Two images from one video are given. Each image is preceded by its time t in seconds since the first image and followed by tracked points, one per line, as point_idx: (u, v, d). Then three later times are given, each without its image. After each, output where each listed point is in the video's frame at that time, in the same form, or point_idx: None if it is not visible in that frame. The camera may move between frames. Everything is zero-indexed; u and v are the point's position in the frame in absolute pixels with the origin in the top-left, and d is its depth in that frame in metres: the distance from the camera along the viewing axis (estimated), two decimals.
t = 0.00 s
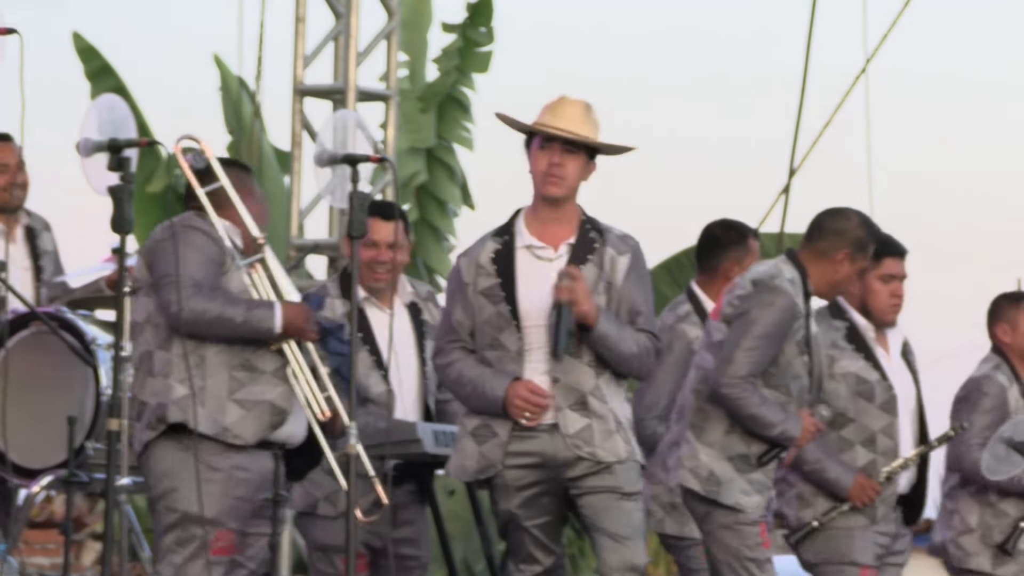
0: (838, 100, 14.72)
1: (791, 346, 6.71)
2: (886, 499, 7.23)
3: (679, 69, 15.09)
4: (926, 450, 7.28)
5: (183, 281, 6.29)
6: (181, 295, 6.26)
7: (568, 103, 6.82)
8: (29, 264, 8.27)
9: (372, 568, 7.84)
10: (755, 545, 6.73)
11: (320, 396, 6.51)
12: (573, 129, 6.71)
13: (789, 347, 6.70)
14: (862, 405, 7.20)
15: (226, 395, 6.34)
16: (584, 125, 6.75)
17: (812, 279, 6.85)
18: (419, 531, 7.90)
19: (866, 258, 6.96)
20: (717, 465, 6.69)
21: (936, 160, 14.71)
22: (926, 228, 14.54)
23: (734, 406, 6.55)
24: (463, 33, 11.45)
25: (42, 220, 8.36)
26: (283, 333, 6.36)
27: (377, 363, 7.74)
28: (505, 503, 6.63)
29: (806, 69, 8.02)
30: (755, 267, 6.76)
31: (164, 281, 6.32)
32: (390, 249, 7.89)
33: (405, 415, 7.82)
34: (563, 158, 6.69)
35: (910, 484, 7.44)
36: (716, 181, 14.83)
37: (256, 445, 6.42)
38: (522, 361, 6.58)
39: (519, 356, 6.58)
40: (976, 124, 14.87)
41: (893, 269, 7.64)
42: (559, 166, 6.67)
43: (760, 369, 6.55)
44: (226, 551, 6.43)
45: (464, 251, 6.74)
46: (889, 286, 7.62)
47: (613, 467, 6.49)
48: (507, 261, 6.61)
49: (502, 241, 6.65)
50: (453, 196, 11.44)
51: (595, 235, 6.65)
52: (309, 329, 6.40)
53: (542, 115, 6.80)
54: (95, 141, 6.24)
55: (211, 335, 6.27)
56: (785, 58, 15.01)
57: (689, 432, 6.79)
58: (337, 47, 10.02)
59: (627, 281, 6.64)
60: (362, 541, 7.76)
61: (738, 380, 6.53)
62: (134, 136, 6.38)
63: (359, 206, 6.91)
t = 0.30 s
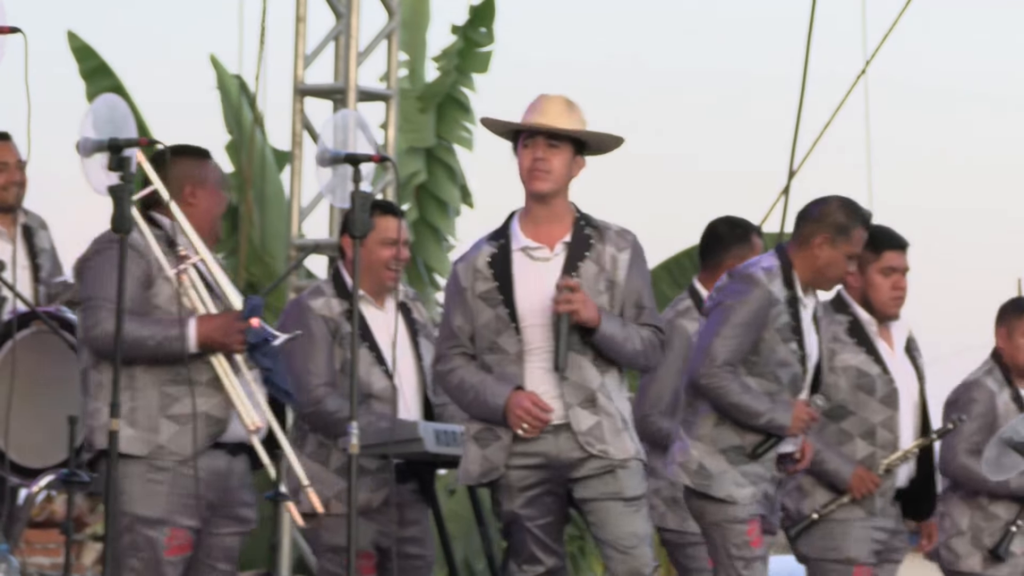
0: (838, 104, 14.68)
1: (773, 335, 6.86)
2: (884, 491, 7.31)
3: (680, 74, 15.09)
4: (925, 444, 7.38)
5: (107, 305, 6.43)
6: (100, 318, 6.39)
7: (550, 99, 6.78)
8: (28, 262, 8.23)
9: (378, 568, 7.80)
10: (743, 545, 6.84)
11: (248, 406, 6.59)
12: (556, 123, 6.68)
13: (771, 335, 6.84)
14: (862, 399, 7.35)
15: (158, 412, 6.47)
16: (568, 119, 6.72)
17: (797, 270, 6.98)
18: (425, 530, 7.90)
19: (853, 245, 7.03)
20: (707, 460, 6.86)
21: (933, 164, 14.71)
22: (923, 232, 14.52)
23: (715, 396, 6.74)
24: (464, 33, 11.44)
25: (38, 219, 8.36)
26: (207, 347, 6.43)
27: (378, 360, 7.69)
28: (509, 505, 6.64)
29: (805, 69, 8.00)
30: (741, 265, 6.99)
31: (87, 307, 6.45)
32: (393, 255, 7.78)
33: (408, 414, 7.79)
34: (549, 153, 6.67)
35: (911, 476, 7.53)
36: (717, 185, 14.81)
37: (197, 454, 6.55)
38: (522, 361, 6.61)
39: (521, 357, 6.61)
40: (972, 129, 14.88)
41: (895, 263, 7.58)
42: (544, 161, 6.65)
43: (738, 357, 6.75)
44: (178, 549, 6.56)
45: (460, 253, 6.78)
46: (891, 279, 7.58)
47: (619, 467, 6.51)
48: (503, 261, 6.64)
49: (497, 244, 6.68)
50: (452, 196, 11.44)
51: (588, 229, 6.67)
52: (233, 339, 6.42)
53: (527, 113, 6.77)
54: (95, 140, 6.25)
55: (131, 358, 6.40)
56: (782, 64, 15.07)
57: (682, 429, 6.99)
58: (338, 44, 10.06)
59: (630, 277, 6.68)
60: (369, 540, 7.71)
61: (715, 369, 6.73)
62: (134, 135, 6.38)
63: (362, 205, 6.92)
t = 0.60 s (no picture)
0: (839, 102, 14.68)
1: (747, 343, 6.91)
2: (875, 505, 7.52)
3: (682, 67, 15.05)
4: (921, 461, 7.56)
5: (37, 315, 6.35)
6: (27, 327, 6.30)
7: (557, 108, 6.71)
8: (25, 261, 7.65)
9: (381, 567, 7.79)
10: (746, 550, 6.93)
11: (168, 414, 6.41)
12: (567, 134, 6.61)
13: (744, 343, 6.90)
14: (852, 410, 7.47)
15: (87, 416, 6.46)
16: (578, 127, 6.66)
17: (780, 281, 7.01)
18: (429, 529, 7.90)
19: (832, 250, 6.92)
20: (687, 470, 6.99)
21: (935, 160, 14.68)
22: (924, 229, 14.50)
23: (687, 405, 6.81)
24: (463, 32, 11.44)
25: (35, 214, 7.79)
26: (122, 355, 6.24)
27: (382, 354, 7.69)
28: (516, 504, 6.54)
29: (804, 68, 7.98)
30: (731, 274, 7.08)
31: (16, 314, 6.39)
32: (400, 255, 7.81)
33: (412, 413, 7.78)
34: (560, 162, 6.59)
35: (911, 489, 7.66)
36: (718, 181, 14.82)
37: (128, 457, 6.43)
38: (529, 358, 6.52)
39: (524, 352, 6.53)
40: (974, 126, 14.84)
41: (892, 282, 7.71)
42: (556, 170, 6.57)
43: (710, 367, 6.81)
44: (130, 543, 6.42)
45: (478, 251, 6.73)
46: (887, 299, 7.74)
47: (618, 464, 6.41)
48: (516, 259, 6.58)
49: (510, 243, 6.63)
50: (452, 195, 11.45)
51: (597, 226, 6.53)
52: (149, 349, 6.22)
53: (536, 122, 6.70)
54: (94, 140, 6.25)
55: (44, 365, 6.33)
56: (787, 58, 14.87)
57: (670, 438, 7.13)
58: (337, 42, 10.07)
59: (628, 261, 6.49)
60: (375, 539, 7.72)
61: (687, 377, 6.79)
62: (134, 135, 6.37)
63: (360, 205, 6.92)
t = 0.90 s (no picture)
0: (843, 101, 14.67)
1: (753, 344, 6.95)
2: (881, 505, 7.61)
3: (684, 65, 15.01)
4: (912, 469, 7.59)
5: (13, 317, 6.44)
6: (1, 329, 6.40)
7: (580, 112, 6.67)
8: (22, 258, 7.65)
9: (376, 566, 7.79)
10: (759, 549, 6.93)
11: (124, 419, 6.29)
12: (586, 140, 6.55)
13: (750, 344, 6.95)
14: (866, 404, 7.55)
15: (58, 417, 6.45)
16: (598, 132, 6.59)
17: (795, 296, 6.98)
18: (424, 527, 7.90)
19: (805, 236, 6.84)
20: (709, 470, 7.05)
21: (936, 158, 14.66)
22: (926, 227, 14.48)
23: (700, 406, 6.93)
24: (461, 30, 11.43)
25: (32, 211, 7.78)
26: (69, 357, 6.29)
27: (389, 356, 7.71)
28: (523, 501, 6.52)
29: (806, 67, 7.98)
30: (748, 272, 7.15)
31: None
32: (419, 257, 7.81)
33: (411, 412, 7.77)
34: (576, 167, 6.55)
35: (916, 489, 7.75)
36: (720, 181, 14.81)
37: (89, 461, 6.46)
38: (540, 355, 6.49)
39: (534, 347, 6.50)
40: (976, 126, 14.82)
41: (908, 288, 7.62)
42: (572, 175, 6.54)
43: (721, 368, 6.93)
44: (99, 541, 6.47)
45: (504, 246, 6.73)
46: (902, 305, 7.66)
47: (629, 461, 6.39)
48: (534, 252, 6.56)
49: (533, 240, 6.60)
50: (451, 195, 11.45)
51: (617, 224, 6.52)
52: (93, 351, 6.25)
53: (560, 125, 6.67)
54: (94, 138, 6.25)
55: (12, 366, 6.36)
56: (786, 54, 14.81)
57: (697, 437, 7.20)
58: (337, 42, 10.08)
59: (639, 255, 6.46)
60: (370, 537, 7.71)
61: (699, 377, 6.93)
62: (133, 133, 6.38)
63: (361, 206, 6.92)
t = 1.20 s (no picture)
0: (837, 100, 14.65)
1: (760, 343, 6.95)
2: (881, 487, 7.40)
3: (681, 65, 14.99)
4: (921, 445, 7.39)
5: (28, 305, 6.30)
6: (15, 314, 6.27)
7: (599, 113, 6.59)
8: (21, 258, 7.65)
9: (373, 566, 7.78)
10: (757, 548, 6.93)
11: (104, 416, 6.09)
12: (598, 143, 6.48)
13: (757, 343, 6.95)
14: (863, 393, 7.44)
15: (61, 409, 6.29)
16: (613, 135, 6.50)
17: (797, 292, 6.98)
18: (421, 527, 7.90)
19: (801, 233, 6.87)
20: (712, 468, 7.04)
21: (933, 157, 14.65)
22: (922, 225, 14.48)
23: (703, 404, 6.91)
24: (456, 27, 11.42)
25: (31, 210, 7.77)
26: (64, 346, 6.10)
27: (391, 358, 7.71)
28: (525, 499, 6.51)
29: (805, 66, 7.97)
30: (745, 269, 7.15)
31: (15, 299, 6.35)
32: (425, 258, 7.84)
33: (411, 414, 7.77)
34: (586, 168, 6.51)
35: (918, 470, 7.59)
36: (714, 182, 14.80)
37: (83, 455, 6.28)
38: (547, 352, 6.48)
39: (540, 344, 6.50)
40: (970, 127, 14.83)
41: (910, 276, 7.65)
42: (584, 177, 6.50)
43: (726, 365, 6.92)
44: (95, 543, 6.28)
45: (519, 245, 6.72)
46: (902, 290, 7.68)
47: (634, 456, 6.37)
48: (547, 251, 6.54)
49: (549, 236, 6.59)
50: (446, 192, 11.46)
51: (632, 224, 6.47)
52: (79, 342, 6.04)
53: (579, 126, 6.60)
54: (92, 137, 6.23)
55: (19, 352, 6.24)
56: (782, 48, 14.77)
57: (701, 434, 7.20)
58: (335, 40, 10.08)
59: (649, 255, 6.41)
60: (367, 538, 7.71)
61: (704, 375, 6.91)
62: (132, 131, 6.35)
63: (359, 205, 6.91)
